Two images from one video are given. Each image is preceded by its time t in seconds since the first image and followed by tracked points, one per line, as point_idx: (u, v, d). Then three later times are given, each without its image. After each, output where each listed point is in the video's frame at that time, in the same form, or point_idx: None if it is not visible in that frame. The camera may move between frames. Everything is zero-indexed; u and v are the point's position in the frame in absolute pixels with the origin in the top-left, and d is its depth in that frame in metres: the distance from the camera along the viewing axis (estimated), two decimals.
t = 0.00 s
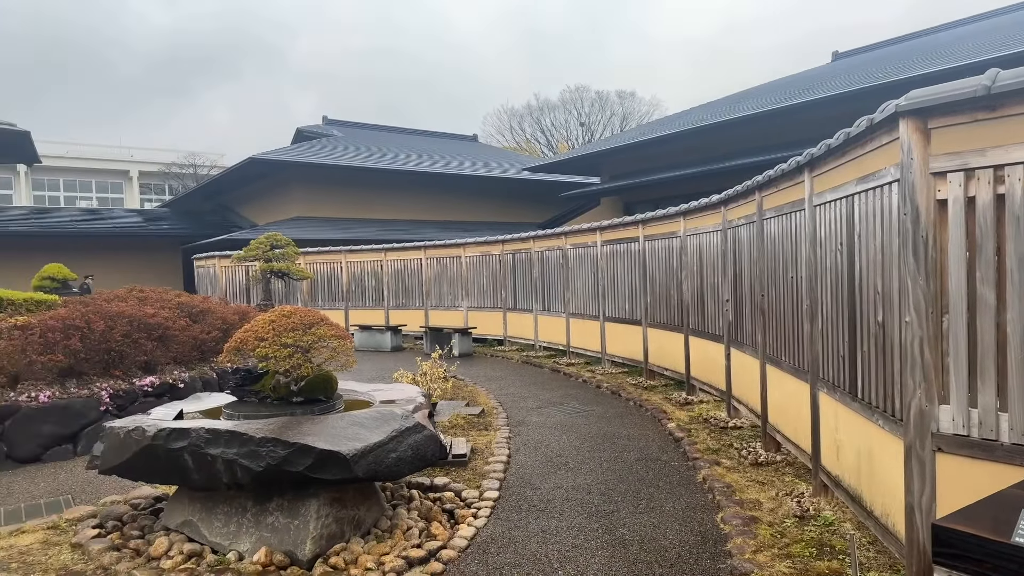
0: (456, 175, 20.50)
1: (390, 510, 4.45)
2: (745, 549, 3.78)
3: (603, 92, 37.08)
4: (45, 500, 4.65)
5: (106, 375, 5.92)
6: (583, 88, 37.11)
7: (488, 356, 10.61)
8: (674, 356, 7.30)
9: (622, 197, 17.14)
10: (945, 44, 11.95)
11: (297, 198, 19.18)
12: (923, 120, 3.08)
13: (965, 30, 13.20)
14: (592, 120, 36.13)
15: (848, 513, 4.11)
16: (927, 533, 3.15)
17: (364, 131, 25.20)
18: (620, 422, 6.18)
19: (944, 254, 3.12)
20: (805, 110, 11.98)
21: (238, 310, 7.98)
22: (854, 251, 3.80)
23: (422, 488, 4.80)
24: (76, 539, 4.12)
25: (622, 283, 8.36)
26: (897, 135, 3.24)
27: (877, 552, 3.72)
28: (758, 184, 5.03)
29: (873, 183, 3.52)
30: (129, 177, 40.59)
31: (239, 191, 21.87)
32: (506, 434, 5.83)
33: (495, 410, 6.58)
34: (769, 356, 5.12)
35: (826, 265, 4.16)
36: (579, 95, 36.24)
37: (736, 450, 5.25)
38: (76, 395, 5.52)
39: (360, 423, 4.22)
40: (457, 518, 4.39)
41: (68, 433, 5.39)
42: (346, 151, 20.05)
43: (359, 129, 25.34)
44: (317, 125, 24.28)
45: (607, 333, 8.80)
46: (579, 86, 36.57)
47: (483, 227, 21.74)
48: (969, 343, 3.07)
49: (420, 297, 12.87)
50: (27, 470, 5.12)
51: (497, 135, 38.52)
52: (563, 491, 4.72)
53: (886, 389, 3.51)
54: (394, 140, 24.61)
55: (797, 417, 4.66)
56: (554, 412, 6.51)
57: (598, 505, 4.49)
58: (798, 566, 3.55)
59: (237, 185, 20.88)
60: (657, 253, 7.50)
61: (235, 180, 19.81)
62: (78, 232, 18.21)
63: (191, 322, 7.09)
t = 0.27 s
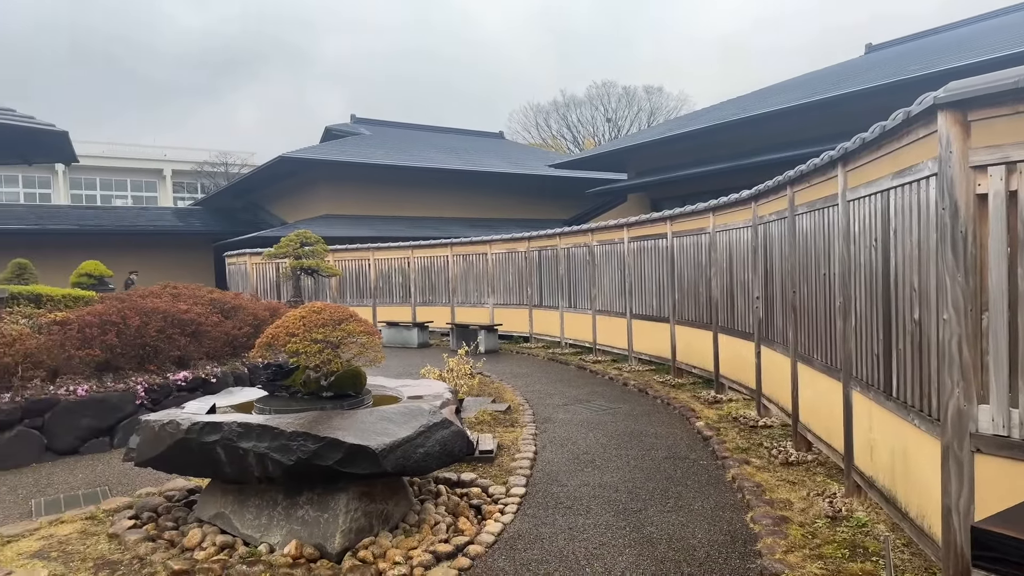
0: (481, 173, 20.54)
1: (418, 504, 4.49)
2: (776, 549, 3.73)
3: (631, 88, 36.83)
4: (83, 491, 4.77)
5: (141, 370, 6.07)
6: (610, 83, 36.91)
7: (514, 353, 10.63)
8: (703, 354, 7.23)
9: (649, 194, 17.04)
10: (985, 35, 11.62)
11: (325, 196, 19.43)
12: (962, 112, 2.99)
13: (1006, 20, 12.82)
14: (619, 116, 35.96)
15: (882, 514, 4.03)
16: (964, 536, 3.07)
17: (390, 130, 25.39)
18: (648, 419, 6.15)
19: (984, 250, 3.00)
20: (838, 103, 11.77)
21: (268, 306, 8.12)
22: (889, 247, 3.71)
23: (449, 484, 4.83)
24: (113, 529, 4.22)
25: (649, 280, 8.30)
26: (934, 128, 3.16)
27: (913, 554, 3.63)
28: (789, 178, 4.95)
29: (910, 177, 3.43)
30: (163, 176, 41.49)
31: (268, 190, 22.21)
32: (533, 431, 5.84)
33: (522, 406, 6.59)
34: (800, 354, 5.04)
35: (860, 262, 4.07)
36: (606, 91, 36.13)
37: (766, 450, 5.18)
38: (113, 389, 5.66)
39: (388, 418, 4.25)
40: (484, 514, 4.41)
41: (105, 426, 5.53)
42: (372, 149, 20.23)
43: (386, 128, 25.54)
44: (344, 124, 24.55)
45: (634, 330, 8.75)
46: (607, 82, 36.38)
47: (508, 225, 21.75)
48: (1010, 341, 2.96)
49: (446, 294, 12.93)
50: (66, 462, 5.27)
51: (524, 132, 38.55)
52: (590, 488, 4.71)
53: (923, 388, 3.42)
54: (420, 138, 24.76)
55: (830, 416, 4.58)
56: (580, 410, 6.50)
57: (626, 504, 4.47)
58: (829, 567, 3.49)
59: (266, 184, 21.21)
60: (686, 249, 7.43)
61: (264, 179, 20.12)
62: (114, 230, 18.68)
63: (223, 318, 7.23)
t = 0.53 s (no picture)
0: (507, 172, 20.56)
1: (446, 503, 4.51)
2: (808, 553, 3.67)
3: (659, 86, 36.57)
4: (121, 486, 4.89)
5: (176, 367, 6.16)
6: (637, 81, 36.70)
7: (541, 352, 10.61)
8: (733, 355, 7.14)
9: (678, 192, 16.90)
10: None
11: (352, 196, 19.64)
12: (1004, 107, 2.91)
13: None
14: (647, 114, 35.76)
15: (919, 519, 3.94)
16: (1006, 542, 2.97)
17: (417, 130, 25.55)
18: (677, 420, 6.10)
19: None
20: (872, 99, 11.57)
21: (299, 305, 8.23)
22: (927, 245, 3.62)
23: (477, 483, 4.85)
24: (150, 523, 4.32)
25: (678, 279, 8.24)
26: (975, 124, 3.07)
27: (951, 560, 3.54)
28: (823, 176, 4.87)
29: (949, 173, 3.34)
30: (197, 177, 42.38)
31: (297, 190, 22.52)
32: (560, 430, 5.83)
33: (549, 406, 6.58)
34: (834, 355, 4.95)
35: (897, 261, 3.99)
36: (634, 88, 36.04)
37: (799, 452, 5.10)
38: (149, 386, 5.79)
39: (417, 416, 4.28)
40: (513, 513, 4.41)
41: (141, 422, 5.67)
42: (399, 149, 20.39)
43: (413, 128, 25.73)
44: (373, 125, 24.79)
45: (663, 330, 8.68)
46: (635, 80, 36.19)
47: (534, 224, 21.73)
48: None
49: (474, 294, 12.98)
50: (104, 457, 5.40)
51: (551, 131, 38.55)
52: (619, 489, 4.68)
53: (962, 390, 3.33)
54: (446, 138, 24.87)
55: (864, 418, 4.49)
56: (608, 410, 6.48)
57: (655, 505, 4.44)
58: (864, 571, 3.43)
59: (295, 185, 21.51)
60: (716, 248, 7.35)
61: (293, 180, 20.41)
62: (149, 230, 19.13)
63: (256, 317, 7.35)
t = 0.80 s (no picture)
0: (531, 172, 20.57)
1: (473, 502, 4.52)
2: (840, 556, 3.60)
3: (685, 83, 36.28)
4: (155, 482, 4.99)
5: (208, 367, 6.27)
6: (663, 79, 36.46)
7: (567, 352, 10.60)
8: (763, 355, 7.05)
9: (704, 190, 16.75)
10: None
11: (378, 197, 19.82)
12: None
13: None
14: (673, 112, 35.54)
15: (956, 522, 3.83)
16: None
17: (441, 131, 25.69)
18: (705, 421, 6.04)
19: None
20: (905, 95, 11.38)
21: (328, 305, 8.33)
22: (963, 243, 3.52)
23: (504, 482, 4.85)
24: (183, 519, 4.40)
25: (705, 279, 8.16)
26: (1014, 117, 2.98)
27: (990, 564, 3.44)
28: (854, 173, 4.79)
29: (986, 169, 3.25)
30: (227, 180, 43.17)
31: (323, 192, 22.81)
32: (587, 431, 5.80)
33: (575, 406, 6.56)
34: (866, 355, 4.86)
35: (932, 259, 3.89)
36: (660, 87, 35.76)
37: (830, 453, 5.02)
38: (182, 384, 5.90)
39: (444, 415, 4.30)
40: (539, 512, 4.41)
41: (174, 420, 5.79)
42: (424, 150, 20.52)
43: (437, 129, 25.88)
44: (398, 126, 24.98)
45: (690, 330, 8.60)
46: (661, 78, 35.97)
47: (559, 223, 21.68)
48: None
49: (499, 293, 13.00)
50: (139, 454, 5.53)
51: (575, 130, 38.50)
52: (646, 490, 4.65)
53: (1001, 391, 3.23)
54: (470, 138, 24.96)
55: (898, 419, 4.40)
56: (635, 410, 6.44)
57: (683, 506, 4.40)
58: None
59: (321, 187, 21.78)
60: (745, 247, 7.26)
61: (319, 182, 20.67)
62: (181, 232, 19.53)
63: (285, 317, 7.45)
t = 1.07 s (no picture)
0: (559, 170, 20.54)
1: (503, 499, 4.53)
2: (878, 559, 3.53)
3: (717, 78, 35.87)
4: (193, 476, 5.11)
5: (243, 363, 6.39)
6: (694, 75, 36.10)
7: (596, 350, 10.56)
8: (798, 354, 6.93)
9: (738, 186, 16.68)
10: None
11: (407, 196, 19.99)
12: None
13: None
14: (704, 107, 35.21)
15: (999, 526, 3.71)
16: None
17: (469, 130, 25.79)
18: (738, 421, 5.96)
19: None
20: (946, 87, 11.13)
21: (359, 303, 8.43)
22: (1007, 239, 3.40)
23: (534, 480, 4.85)
24: (220, 512, 4.49)
25: (738, 276, 8.06)
26: None
27: None
28: (893, 168, 4.69)
29: None
30: (260, 180, 43.96)
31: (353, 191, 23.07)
32: (617, 430, 5.77)
33: (605, 405, 6.53)
34: (905, 354, 4.75)
35: (974, 256, 3.77)
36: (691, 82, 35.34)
37: (867, 454, 4.92)
38: (218, 380, 6.03)
39: (474, 412, 4.31)
40: (570, 510, 4.40)
41: (211, 415, 5.91)
42: (452, 149, 20.61)
43: (466, 128, 26.00)
44: (427, 126, 25.14)
45: (722, 329, 8.50)
46: (692, 73, 35.64)
47: (587, 221, 21.59)
48: None
49: (528, 291, 13.00)
50: (177, 448, 5.66)
51: (605, 127, 38.38)
52: (678, 489, 4.61)
53: None
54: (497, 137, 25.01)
55: (939, 420, 4.29)
56: (666, 409, 6.39)
57: (715, 506, 4.35)
58: None
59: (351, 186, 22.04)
60: (779, 244, 7.16)
61: (349, 182, 20.91)
62: (216, 231, 19.95)
63: (318, 314, 7.56)
